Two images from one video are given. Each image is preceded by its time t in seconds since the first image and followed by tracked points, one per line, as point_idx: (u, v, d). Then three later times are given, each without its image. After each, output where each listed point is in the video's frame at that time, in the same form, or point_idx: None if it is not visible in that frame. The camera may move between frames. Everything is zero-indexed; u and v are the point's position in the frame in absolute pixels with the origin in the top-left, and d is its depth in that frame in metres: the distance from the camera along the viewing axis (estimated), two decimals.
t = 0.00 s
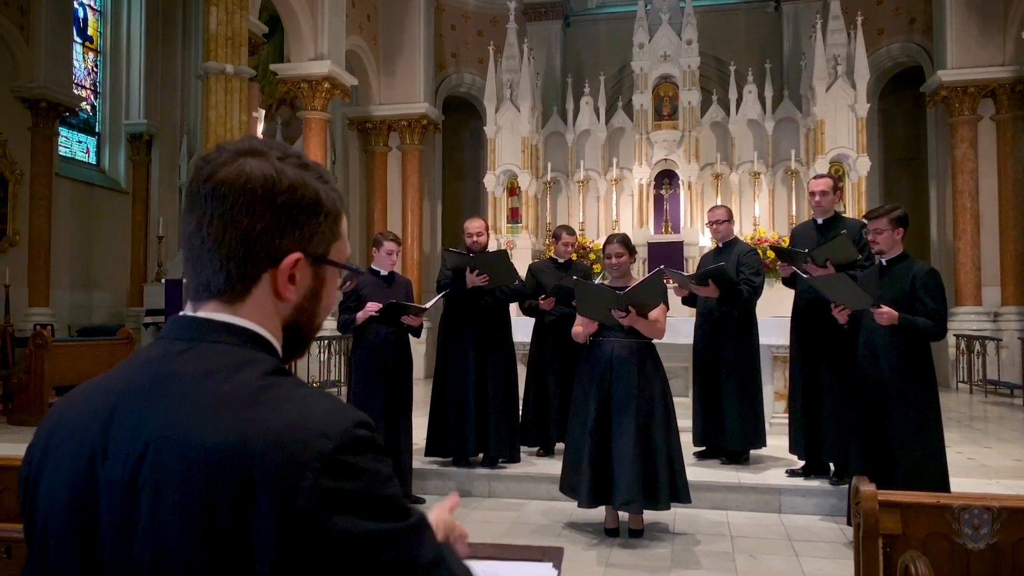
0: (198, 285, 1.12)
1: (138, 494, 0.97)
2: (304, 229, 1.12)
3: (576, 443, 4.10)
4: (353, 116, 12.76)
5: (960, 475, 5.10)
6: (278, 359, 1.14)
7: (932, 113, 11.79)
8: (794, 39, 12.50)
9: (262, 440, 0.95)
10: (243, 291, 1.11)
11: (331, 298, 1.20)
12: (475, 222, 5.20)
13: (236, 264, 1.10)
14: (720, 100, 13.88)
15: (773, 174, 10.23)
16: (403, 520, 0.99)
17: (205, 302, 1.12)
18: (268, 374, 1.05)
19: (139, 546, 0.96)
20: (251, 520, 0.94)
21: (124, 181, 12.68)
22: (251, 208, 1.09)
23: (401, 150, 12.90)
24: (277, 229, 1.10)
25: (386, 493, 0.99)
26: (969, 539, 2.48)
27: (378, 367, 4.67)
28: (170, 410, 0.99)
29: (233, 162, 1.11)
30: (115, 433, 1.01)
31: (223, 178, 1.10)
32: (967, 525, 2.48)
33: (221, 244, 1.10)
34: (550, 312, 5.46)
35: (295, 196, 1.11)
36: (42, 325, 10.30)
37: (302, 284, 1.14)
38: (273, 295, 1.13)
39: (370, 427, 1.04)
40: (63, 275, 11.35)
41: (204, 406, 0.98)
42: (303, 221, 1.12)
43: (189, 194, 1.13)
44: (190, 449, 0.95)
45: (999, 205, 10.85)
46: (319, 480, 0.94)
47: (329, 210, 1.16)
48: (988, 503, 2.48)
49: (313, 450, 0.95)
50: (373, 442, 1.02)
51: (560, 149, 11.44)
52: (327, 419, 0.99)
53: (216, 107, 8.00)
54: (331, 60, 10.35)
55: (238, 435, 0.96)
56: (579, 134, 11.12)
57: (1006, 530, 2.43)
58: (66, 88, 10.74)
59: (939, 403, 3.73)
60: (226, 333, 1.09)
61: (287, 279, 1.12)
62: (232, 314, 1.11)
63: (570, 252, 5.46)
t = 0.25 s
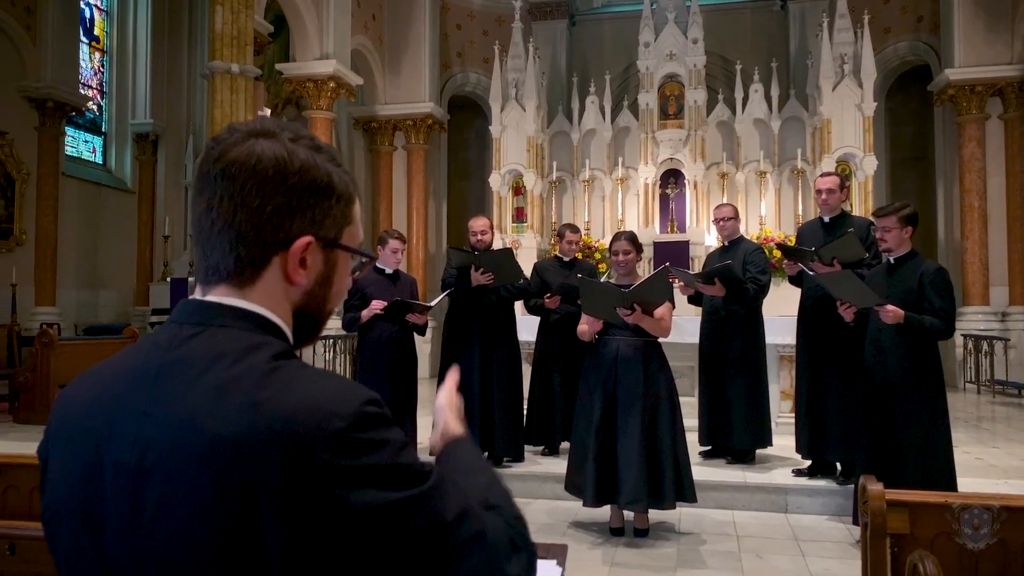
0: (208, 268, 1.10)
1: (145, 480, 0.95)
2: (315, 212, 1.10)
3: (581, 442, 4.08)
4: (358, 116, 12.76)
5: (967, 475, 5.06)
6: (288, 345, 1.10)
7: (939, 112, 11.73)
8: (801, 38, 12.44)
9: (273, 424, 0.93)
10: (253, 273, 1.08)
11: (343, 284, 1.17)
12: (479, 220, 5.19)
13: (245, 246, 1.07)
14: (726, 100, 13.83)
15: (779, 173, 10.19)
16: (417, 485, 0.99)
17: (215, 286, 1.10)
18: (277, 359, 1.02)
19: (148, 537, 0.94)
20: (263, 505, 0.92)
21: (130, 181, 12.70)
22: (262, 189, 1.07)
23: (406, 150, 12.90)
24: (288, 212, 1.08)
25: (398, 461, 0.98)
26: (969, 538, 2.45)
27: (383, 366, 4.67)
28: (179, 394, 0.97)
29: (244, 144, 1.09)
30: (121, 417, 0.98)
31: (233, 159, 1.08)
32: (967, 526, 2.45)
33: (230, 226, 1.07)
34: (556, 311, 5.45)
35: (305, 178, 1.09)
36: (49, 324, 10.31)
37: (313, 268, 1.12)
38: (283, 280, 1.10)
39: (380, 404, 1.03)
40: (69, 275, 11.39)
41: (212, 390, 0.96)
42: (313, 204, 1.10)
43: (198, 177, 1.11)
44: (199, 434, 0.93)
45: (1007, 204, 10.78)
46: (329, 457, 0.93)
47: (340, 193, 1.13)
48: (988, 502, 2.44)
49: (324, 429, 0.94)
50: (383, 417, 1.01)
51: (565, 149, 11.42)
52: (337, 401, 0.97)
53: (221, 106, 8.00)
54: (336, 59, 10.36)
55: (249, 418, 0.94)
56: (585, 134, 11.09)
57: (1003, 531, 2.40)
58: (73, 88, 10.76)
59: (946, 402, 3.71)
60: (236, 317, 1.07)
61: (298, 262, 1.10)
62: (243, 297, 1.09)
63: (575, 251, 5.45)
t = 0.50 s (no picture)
0: (211, 259, 1.07)
1: (150, 477, 0.92)
2: (316, 201, 1.07)
3: (585, 441, 4.06)
4: (362, 116, 12.76)
5: (974, 476, 5.03)
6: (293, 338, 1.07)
7: (946, 111, 11.66)
8: (807, 36, 12.38)
9: (281, 415, 0.92)
10: (254, 264, 1.05)
11: (348, 275, 1.14)
12: (483, 220, 5.18)
13: (246, 237, 1.05)
14: (731, 99, 13.80)
15: (785, 173, 10.15)
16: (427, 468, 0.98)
17: (218, 278, 1.07)
18: (281, 353, 0.99)
19: (155, 534, 0.91)
20: (272, 498, 0.90)
21: (136, 181, 12.73)
22: (261, 178, 1.05)
23: (411, 150, 12.88)
24: (290, 201, 1.05)
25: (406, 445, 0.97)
26: (969, 538, 2.45)
27: (387, 365, 4.66)
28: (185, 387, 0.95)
29: (243, 133, 1.07)
30: (127, 412, 0.96)
31: (232, 148, 1.05)
32: (967, 526, 2.44)
33: (231, 216, 1.05)
34: (560, 311, 5.43)
35: (306, 166, 1.06)
36: (55, 324, 10.34)
37: (315, 258, 1.08)
38: (286, 270, 1.07)
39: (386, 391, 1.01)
40: (75, 275, 11.42)
41: (219, 382, 0.94)
42: (315, 192, 1.07)
43: (198, 168, 1.09)
44: (208, 427, 0.91)
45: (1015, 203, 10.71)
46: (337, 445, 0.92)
47: (342, 181, 1.10)
48: (987, 502, 2.44)
49: (332, 419, 0.93)
50: (390, 405, 1.00)
51: (570, 148, 11.40)
52: (341, 390, 0.95)
53: (226, 106, 8.01)
54: (341, 59, 10.37)
55: (256, 410, 0.92)
56: (590, 133, 11.06)
57: (1003, 532, 2.41)
58: (79, 89, 10.79)
59: (952, 403, 3.68)
60: (239, 308, 1.04)
61: (301, 253, 1.06)
62: (246, 289, 1.06)
63: (579, 250, 5.44)
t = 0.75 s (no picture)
0: (204, 265, 1.04)
1: (141, 485, 0.90)
2: (313, 207, 1.03)
3: (588, 443, 4.04)
4: (366, 117, 12.76)
5: (982, 478, 4.98)
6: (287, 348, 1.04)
7: (953, 111, 11.60)
8: (812, 35, 12.32)
9: (271, 426, 0.88)
10: (249, 271, 1.02)
11: (345, 283, 1.11)
12: (485, 220, 5.15)
13: (240, 243, 1.01)
14: (735, 99, 13.74)
15: (790, 172, 10.10)
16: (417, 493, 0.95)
17: (211, 284, 1.04)
18: (271, 363, 0.95)
19: (143, 542, 0.89)
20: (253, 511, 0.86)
21: (141, 182, 12.75)
22: (257, 184, 1.01)
23: (415, 150, 12.87)
24: (286, 206, 1.02)
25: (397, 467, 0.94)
26: (969, 538, 2.42)
27: (389, 366, 4.64)
28: (173, 395, 0.91)
29: (240, 136, 1.03)
30: (116, 420, 0.93)
31: (228, 152, 1.02)
32: (967, 526, 2.42)
33: (225, 222, 1.01)
34: (563, 312, 5.41)
35: (302, 172, 1.02)
36: (59, 326, 10.35)
37: (311, 266, 1.05)
38: (281, 277, 1.03)
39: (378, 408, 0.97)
40: (80, 276, 11.44)
41: (208, 390, 0.91)
42: (312, 199, 1.03)
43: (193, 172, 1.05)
44: (193, 434, 0.88)
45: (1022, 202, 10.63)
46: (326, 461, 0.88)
47: (340, 189, 1.07)
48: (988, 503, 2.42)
49: (322, 433, 0.89)
50: (382, 424, 0.96)
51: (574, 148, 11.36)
52: (333, 404, 0.92)
53: (229, 107, 8.01)
54: (344, 60, 10.35)
55: (246, 420, 0.88)
56: (594, 133, 11.03)
57: (1008, 534, 2.37)
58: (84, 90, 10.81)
59: (958, 404, 3.64)
60: (231, 316, 1.01)
61: (296, 260, 1.03)
62: (239, 297, 1.02)
63: (582, 250, 5.42)
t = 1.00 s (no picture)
0: (194, 281, 1.01)
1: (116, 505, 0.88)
2: (306, 227, 1.01)
3: (587, 446, 4.02)
4: (368, 117, 12.75)
5: (984, 481, 4.95)
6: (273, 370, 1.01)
7: (956, 111, 11.56)
8: (814, 35, 12.28)
9: (245, 451, 0.84)
10: (237, 288, 0.99)
11: (337, 306, 1.08)
12: (485, 222, 5.14)
13: (231, 260, 0.99)
14: (737, 99, 13.72)
15: (792, 173, 10.08)
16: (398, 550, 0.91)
17: (198, 301, 1.01)
18: (256, 382, 0.93)
19: (114, 560, 0.86)
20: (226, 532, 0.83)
21: (143, 183, 12.75)
22: (251, 202, 0.99)
23: (417, 151, 12.85)
24: (279, 225, 0.99)
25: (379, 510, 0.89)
26: (969, 538, 2.41)
27: (388, 369, 4.62)
28: (149, 415, 0.88)
29: (237, 153, 1.01)
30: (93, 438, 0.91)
31: (224, 168, 1.00)
32: (967, 526, 2.40)
33: (216, 238, 0.99)
34: (562, 314, 5.39)
35: (298, 191, 1.00)
36: (62, 327, 10.35)
37: (302, 286, 1.03)
38: (271, 297, 1.01)
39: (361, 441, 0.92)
40: (82, 277, 11.45)
41: (183, 412, 0.88)
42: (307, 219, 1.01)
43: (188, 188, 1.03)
44: (173, 449, 0.85)
45: None
46: (304, 499, 0.83)
47: (336, 210, 1.05)
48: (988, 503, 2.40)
49: (292, 465, 0.84)
50: (363, 459, 0.90)
51: (576, 149, 11.33)
52: (312, 431, 0.88)
53: (231, 109, 8.01)
54: (345, 60, 10.33)
55: (226, 438, 0.86)
56: (596, 134, 11.01)
57: (1010, 539, 2.37)
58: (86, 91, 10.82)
59: (961, 407, 3.62)
60: (217, 333, 0.98)
61: (287, 279, 1.01)
62: (227, 315, 1.00)
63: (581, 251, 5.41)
